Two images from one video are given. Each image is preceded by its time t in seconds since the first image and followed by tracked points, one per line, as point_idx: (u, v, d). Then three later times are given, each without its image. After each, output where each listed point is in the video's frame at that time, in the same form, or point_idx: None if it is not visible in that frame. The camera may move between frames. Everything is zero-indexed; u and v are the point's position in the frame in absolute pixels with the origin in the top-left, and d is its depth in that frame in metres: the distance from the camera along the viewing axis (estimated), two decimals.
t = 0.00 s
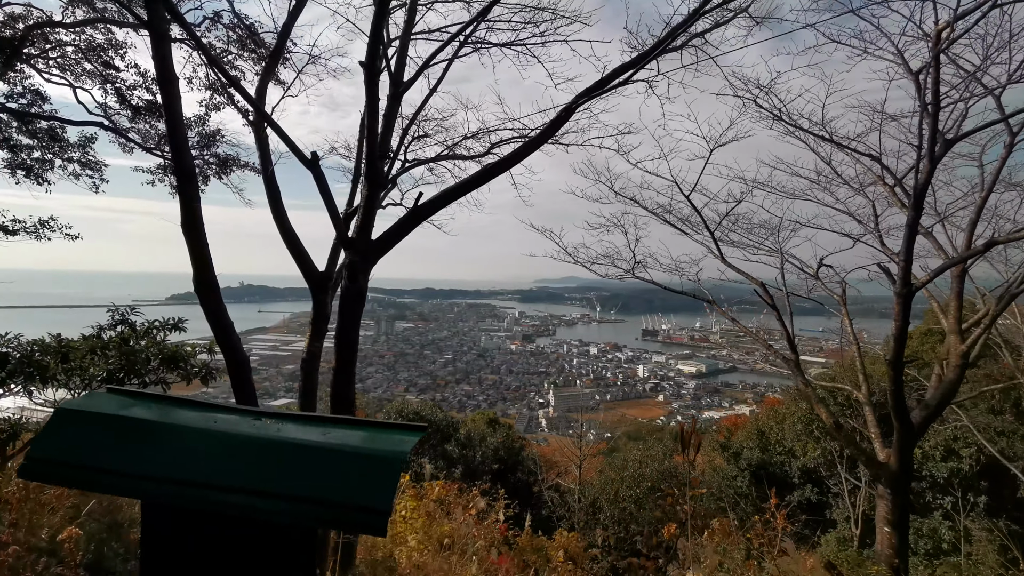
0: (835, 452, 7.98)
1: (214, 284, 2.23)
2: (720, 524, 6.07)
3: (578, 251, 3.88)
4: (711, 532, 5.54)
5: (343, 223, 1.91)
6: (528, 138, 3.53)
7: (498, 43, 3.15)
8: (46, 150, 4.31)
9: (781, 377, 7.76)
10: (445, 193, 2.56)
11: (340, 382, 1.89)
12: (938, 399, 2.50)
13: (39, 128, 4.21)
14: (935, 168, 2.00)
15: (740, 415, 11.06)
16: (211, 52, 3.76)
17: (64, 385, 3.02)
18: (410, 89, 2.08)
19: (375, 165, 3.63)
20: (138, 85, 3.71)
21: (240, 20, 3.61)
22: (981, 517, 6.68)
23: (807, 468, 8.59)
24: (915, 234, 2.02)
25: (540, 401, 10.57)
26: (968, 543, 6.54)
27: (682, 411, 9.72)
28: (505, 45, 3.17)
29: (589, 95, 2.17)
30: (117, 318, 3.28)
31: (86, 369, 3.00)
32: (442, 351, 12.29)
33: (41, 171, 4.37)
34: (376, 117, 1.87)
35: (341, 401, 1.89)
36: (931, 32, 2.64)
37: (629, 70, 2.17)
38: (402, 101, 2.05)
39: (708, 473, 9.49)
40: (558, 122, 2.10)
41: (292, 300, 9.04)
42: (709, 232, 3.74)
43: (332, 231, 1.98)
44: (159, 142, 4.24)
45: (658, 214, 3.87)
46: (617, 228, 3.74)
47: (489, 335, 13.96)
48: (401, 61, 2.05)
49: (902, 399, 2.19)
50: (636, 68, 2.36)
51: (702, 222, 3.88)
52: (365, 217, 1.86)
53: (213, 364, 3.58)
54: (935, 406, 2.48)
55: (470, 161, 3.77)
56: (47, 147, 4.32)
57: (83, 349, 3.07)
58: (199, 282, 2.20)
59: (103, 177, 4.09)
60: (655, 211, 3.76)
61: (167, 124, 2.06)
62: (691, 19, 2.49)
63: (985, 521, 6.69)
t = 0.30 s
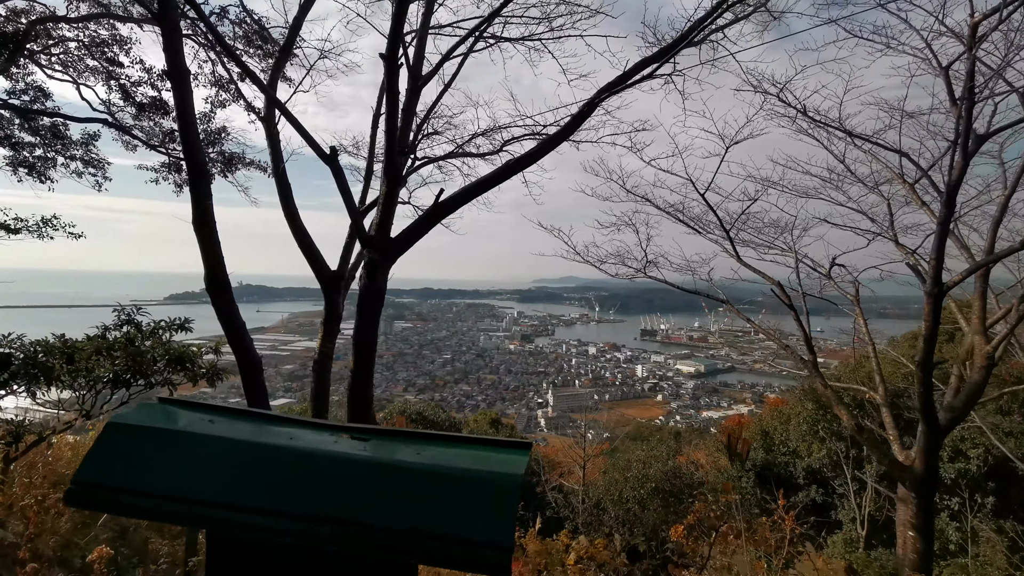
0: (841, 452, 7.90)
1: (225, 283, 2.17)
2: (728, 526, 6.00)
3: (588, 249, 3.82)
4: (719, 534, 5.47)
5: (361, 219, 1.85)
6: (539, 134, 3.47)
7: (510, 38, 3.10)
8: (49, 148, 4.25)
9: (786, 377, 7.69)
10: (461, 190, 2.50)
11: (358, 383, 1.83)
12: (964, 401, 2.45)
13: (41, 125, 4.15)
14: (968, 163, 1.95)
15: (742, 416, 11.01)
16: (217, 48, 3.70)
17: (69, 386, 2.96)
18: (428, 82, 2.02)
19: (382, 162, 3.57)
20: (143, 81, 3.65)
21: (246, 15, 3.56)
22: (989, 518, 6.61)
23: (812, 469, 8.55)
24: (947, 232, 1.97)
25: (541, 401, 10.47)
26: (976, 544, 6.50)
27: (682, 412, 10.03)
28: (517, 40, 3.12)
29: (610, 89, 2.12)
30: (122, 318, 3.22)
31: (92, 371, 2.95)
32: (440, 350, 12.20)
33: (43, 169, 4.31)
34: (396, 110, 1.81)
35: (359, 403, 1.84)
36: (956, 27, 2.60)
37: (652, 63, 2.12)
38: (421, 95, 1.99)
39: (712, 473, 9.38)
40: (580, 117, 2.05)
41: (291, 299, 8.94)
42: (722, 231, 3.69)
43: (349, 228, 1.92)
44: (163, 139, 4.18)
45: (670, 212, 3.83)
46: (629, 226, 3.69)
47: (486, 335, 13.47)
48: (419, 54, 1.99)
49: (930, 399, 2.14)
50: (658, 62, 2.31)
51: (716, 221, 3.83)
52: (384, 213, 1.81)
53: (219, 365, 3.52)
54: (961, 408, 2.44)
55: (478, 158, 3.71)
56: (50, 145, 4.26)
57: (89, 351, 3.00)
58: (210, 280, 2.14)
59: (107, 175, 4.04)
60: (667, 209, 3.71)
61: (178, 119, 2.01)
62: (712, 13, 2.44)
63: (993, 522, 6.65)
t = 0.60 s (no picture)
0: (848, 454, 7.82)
1: (240, 285, 2.11)
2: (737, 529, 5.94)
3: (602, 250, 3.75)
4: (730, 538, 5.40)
5: (385, 220, 1.78)
6: (552, 133, 3.42)
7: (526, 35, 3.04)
8: (52, 147, 4.17)
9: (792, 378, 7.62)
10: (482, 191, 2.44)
11: (381, 390, 1.76)
12: (996, 406, 2.39)
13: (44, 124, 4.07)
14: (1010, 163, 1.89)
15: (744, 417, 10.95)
16: (225, 44, 3.64)
17: (76, 390, 2.90)
18: (452, 79, 1.95)
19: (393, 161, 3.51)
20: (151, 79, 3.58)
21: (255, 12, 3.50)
22: (1000, 520, 6.56)
23: (819, 471, 8.50)
24: (987, 233, 1.91)
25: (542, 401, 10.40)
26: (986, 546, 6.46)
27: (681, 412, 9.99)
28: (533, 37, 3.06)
29: (637, 87, 2.06)
30: (130, 321, 3.15)
31: (101, 376, 2.88)
32: (440, 351, 12.10)
33: (46, 168, 4.24)
34: (421, 107, 1.75)
35: (382, 410, 1.78)
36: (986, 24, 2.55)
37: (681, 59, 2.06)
38: (445, 93, 1.92)
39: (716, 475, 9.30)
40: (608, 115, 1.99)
41: (291, 300, 8.83)
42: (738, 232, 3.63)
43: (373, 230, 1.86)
44: (170, 138, 4.12)
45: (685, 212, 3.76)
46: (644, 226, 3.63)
47: (486, 336, 13.38)
48: (443, 49, 1.92)
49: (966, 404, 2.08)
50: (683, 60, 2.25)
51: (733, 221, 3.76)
52: (410, 214, 1.75)
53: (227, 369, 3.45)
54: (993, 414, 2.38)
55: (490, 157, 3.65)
56: (53, 144, 4.19)
57: (97, 354, 2.94)
58: (225, 282, 2.08)
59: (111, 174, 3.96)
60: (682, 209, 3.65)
61: (193, 116, 1.94)
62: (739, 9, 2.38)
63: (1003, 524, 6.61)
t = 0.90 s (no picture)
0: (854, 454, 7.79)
1: (259, 284, 2.06)
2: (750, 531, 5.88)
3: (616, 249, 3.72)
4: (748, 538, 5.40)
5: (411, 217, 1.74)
6: (568, 130, 3.39)
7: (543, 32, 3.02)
8: (59, 144, 4.12)
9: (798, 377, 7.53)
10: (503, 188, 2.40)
11: (407, 393, 1.72)
12: None
13: (51, 121, 4.02)
14: None
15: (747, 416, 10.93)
16: (234, 41, 3.60)
17: (88, 390, 2.86)
18: (478, 73, 1.91)
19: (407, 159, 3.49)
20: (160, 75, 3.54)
21: (266, 9, 3.46)
22: (1009, 520, 6.55)
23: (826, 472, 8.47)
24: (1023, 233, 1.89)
25: (543, 400, 10.32)
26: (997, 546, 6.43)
27: (679, 411, 9.77)
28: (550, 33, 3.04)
29: (665, 83, 2.03)
30: (142, 320, 3.11)
31: (112, 376, 2.85)
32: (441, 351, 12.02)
33: (52, 165, 4.19)
34: (450, 102, 1.71)
35: (409, 412, 1.74)
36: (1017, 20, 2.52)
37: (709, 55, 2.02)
38: (471, 87, 1.88)
39: (722, 475, 9.22)
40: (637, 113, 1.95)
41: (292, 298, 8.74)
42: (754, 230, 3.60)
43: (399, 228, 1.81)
44: (177, 136, 4.07)
45: (701, 210, 3.75)
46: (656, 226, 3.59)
47: (485, 335, 12.92)
48: (470, 42, 1.87)
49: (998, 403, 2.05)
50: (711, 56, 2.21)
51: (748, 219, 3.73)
52: (438, 210, 1.71)
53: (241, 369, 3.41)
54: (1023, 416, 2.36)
55: (503, 155, 3.62)
56: (60, 141, 4.14)
57: (109, 354, 2.89)
58: (244, 281, 2.04)
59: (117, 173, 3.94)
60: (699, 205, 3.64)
61: (213, 109, 1.89)
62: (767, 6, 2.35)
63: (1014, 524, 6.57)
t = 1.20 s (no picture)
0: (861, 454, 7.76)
1: (280, 285, 2.02)
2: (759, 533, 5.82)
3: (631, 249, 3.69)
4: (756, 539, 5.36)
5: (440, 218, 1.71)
6: (584, 131, 3.36)
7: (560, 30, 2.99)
8: (66, 143, 4.07)
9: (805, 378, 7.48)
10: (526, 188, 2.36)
11: (435, 396, 1.68)
12: None
13: (58, 119, 3.98)
14: None
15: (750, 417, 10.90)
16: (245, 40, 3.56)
17: (101, 392, 2.82)
18: (506, 71, 1.87)
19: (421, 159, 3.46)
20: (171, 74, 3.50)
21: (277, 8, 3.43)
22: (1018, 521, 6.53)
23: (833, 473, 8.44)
24: None
25: (546, 400, 10.28)
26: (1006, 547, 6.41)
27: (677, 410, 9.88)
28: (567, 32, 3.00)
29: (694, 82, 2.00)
30: (154, 321, 3.07)
31: (125, 378, 2.80)
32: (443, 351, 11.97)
33: (59, 165, 4.15)
34: (480, 100, 1.67)
35: (437, 417, 1.70)
36: None
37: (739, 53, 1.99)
38: (499, 86, 1.84)
39: (728, 475, 9.16)
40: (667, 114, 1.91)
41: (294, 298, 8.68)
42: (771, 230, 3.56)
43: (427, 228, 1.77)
44: (185, 135, 4.03)
45: (716, 210, 3.71)
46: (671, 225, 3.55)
47: (485, 335, 12.46)
48: (499, 40, 1.83)
49: None
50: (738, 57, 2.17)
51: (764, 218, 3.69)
52: (469, 211, 1.67)
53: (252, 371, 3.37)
54: None
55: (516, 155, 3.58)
56: (67, 140, 4.09)
57: (121, 356, 2.85)
58: (265, 282, 2.00)
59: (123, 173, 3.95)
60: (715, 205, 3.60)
61: (235, 108, 1.85)
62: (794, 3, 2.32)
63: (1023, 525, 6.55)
